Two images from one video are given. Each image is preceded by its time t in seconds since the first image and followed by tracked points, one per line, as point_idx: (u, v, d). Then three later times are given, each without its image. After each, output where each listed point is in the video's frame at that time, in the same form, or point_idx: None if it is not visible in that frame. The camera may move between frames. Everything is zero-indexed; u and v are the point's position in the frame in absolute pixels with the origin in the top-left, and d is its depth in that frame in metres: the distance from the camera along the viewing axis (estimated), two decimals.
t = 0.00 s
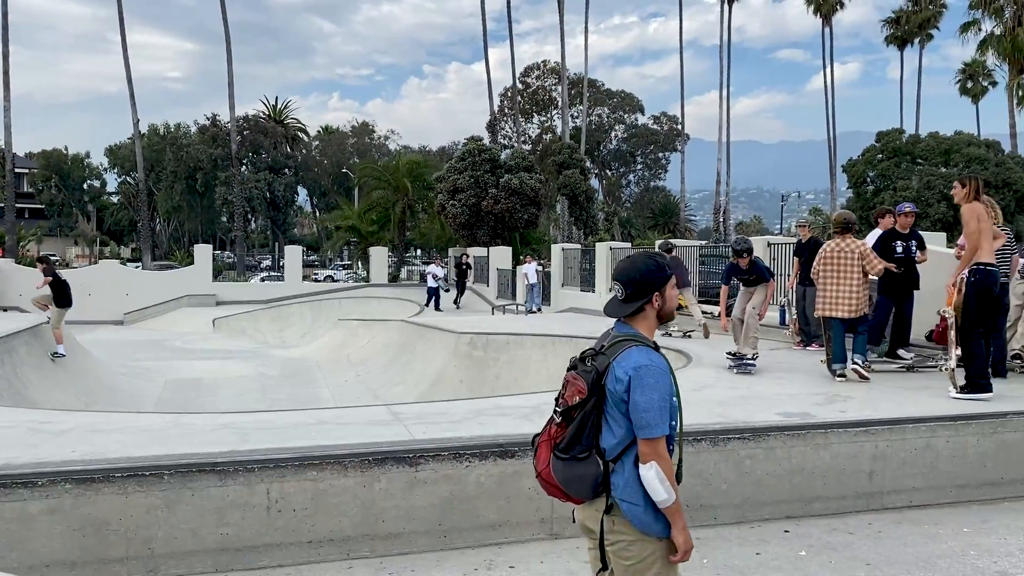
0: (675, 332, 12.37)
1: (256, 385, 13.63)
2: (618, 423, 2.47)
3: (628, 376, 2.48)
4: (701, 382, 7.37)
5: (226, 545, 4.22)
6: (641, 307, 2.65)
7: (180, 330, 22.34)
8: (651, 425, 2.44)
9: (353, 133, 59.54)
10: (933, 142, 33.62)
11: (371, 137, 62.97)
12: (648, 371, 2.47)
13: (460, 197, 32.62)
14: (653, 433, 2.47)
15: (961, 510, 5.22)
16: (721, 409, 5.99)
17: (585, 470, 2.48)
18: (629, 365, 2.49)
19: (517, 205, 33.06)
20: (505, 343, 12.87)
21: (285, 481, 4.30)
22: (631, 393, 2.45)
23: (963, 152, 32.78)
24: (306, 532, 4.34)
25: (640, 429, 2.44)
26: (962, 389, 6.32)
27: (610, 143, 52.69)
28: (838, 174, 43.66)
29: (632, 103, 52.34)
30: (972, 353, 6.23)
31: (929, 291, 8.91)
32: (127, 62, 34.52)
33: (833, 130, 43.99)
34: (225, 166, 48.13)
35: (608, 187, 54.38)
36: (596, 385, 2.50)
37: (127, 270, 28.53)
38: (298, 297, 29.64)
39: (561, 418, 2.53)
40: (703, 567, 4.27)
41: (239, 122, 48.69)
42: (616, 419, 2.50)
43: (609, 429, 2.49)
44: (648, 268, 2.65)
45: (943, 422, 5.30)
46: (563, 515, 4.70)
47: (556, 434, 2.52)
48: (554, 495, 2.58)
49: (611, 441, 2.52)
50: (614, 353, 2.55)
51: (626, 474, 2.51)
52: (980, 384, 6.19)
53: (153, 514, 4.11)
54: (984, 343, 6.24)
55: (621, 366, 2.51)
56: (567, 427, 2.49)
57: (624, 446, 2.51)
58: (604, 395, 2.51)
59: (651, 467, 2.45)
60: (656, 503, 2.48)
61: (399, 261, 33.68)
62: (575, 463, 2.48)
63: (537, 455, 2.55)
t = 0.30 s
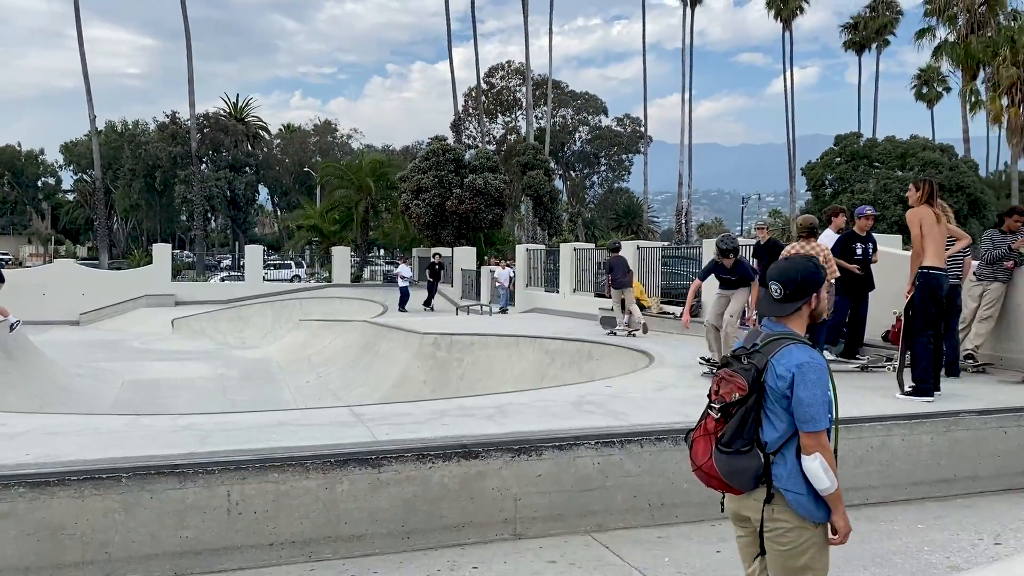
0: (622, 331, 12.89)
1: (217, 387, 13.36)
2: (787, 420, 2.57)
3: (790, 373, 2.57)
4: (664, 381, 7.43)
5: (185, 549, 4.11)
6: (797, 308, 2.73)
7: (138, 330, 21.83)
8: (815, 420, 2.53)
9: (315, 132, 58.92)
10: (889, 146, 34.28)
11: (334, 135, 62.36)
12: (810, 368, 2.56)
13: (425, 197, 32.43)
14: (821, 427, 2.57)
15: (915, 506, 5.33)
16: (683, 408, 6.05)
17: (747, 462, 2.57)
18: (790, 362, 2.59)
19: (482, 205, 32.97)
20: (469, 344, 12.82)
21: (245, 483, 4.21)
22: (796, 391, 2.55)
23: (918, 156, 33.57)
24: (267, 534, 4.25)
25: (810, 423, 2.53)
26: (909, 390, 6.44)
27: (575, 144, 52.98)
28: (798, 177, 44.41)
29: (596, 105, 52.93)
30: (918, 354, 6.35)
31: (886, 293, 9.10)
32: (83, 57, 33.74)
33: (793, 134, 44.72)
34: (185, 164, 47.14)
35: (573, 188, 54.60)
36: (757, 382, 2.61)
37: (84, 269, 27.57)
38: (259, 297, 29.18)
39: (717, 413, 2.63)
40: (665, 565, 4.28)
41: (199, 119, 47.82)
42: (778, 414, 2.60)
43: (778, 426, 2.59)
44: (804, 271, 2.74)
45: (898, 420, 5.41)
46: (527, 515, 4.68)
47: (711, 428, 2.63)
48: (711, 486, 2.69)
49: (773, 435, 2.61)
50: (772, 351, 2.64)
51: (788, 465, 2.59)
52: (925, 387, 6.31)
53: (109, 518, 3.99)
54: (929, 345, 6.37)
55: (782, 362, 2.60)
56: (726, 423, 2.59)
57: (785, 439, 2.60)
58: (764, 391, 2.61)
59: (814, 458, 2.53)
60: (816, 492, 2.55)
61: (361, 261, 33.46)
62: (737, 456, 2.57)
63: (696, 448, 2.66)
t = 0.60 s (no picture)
0: (565, 330, 13.54)
1: (175, 390, 13.07)
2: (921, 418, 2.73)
3: (922, 368, 2.70)
4: (626, 382, 7.47)
5: (142, 553, 4.00)
6: (921, 306, 2.84)
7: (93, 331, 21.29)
8: (945, 412, 2.69)
9: (276, 131, 58.15)
10: (846, 150, 34.94)
11: (296, 135, 61.58)
12: (941, 364, 2.70)
13: (387, 197, 32.19)
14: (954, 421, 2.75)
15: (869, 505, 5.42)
16: (644, 409, 6.08)
17: (879, 453, 2.72)
18: (921, 358, 2.72)
19: (445, 205, 32.77)
20: (432, 345, 12.75)
21: (203, 486, 4.11)
22: (933, 388, 2.69)
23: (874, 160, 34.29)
24: (226, 538, 4.15)
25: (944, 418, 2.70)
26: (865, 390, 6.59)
27: (537, 146, 53.15)
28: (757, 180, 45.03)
29: (559, 108, 53.20)
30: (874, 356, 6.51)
31: (840, 295, 9.27)
32: (36, 51, 32.82)
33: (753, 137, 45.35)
34: (142, 163, 46.07)
35: (536, 189, 54.71)
36: (887, 377, 2.74)
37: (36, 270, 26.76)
38: (217, 298, 28.67)
39: (846, 408, 2.78)
40: (626, 566, 4.28)
41: (156, 117, 46.82)
42: (907, 408, 2.74)
43: (915, 421, 2.74)
44: (929, 272, 2.86)
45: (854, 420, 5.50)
46: (488, 517, 4.65)
47: (841, 421, 2.78)
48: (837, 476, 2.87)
49: (901, 427, 2.75)
50: (900, 347, 2.77)
51: (915, 456, 2.74)
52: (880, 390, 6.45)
53: (62, 523, 3.85)
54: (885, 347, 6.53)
55: (913, 359, 2.73)
56: (858, 417, 2.74)
57: (913, 431, 2.75)
58: (894, 386, 2.74)
59: (942, 449, 2.69)
60: (940, 479, 2.73)
61: (322, 261, 33.07)
62: (871, 447, 2.72)
63: (826, 440, 2.82)
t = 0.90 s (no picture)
0: (504, 331, 14.25)
1: (132, 392, 12.76)
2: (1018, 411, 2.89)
3: (1015, 365, 2.84)
4: (590, 384, 7.49)
5: (97, 559, 3.88)
6: (1012, 306, 2.99)
7: (46, 333, 20.68)
8: None
9: (237, 130, 57.30)
10: (804, 154, 35.60)
11: (257, 135, 60.71)
12: None
13: (349, 198, 31.91)
14: None
15: (826, 503, 5.51)
16: (606, 410, 6.09)
17: (974, 443, 2.85)
18: (1012, 356, 2.86)
19: (408, 206, 32.60)
20: (395, 347, 12.64)
21: (162, 490, 4.01)
22: None
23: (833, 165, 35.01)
24: (184, 543, 4.05)
25: None
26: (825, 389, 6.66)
27: (501, 147, 53.22)
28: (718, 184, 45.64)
29: (523, 110, 53.36)
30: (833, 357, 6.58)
31: (798, 296, 9.44)
32: None
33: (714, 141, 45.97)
34: (98, 161, 44.98)
35: (499, 191, 54.77)
36: (982, 372, 2.87)
37: None
38: (177, 300, 28.09)
39: (941, 400, 2.91)
40: (588, 566, 4.29)
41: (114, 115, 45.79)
42: (1000, 401, 2.87)
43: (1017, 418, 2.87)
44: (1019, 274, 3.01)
45: (811, 420, 5.58)
46: (450, 519, 4.61)
47: (938, 413, 2.91)
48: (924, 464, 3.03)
49: (994, 418, 2.87)
50: (992, 345, 2.90)
51: (1006, 447, 2.88)
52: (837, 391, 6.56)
53: (13, 529, 3.72)
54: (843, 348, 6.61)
55: (1006, 356, 2.86)
56: (956, 410, 2.87)
57: (1005, 422, 2.87)
58: (989, 380, 2.87)
59: None
60: None
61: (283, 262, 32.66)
62: (965, 437, 2.85)
63: (921, 430, 2.95)
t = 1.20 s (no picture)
0: (447, 331, 14.38)
1: (88, 394, 12.46)
2: None
3: None
4: (554, 384, 7.51)
5: (51, 565, 3.78)
6: None
7: None
8: None
9: (198, 129, 56.35)
10: (764, 157, 36.17)
11: (218, 133, 59.79)
12: None
13: (312, 198, 31.59)
14: None
15: (786, 501, 5.60)
16: (570, 410, 6.11)
17: None
18: None
19: (372, 207, 32.40)
20: (358, 348, 12.53)
21: (119, 493, 3.92)
22: None
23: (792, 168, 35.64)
24: (141, 547, 3.96)
25: None
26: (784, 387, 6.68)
27: (465, 148, 53.20)
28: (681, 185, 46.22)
29: (488, 111, 53.33)
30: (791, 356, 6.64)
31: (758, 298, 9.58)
32: None
33: (677, 144, 46.51)
34: (54, 159, 43.90)
35: (464, 192, 54.72)
36: None
37: None
38: (135, 300, 27.51)
39: (1003, 394, 3.51)
40: (551, 566, 4.29)
41: (71, 112, 44.75)
42: None
43: None
44: None
45: (771, 420, 5.66)
46: (413, 520, 4.58)
47: (1000, 406, 3.51)
48: (990, 454, 3.65)
49: None
50: None
51: None
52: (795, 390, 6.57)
53: None
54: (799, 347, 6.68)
55: None
56: (1016, 402, 3.44)
57: None
58: None
59: None
60: None
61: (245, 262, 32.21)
62: None
63: (989, 422, 3.54)
